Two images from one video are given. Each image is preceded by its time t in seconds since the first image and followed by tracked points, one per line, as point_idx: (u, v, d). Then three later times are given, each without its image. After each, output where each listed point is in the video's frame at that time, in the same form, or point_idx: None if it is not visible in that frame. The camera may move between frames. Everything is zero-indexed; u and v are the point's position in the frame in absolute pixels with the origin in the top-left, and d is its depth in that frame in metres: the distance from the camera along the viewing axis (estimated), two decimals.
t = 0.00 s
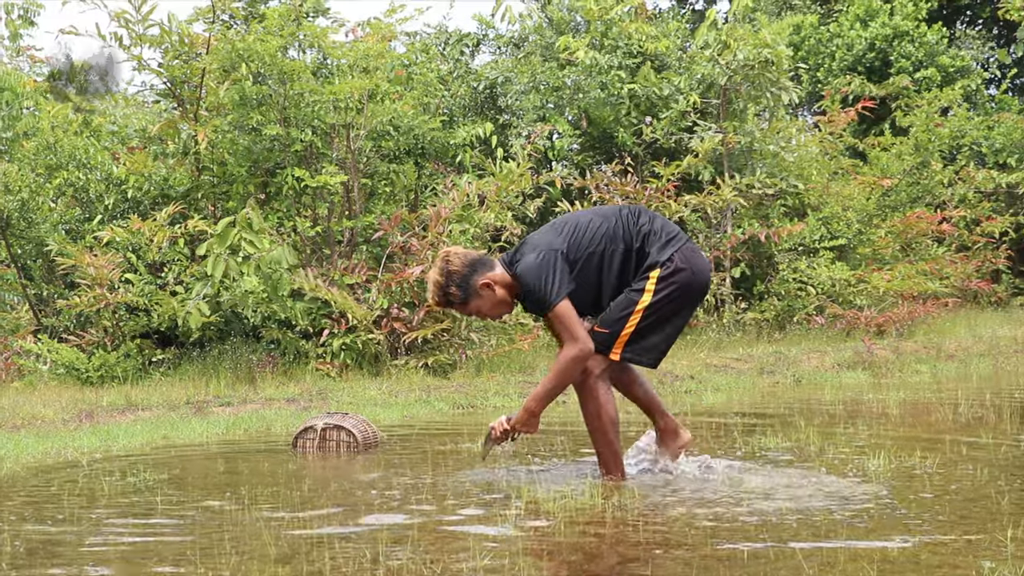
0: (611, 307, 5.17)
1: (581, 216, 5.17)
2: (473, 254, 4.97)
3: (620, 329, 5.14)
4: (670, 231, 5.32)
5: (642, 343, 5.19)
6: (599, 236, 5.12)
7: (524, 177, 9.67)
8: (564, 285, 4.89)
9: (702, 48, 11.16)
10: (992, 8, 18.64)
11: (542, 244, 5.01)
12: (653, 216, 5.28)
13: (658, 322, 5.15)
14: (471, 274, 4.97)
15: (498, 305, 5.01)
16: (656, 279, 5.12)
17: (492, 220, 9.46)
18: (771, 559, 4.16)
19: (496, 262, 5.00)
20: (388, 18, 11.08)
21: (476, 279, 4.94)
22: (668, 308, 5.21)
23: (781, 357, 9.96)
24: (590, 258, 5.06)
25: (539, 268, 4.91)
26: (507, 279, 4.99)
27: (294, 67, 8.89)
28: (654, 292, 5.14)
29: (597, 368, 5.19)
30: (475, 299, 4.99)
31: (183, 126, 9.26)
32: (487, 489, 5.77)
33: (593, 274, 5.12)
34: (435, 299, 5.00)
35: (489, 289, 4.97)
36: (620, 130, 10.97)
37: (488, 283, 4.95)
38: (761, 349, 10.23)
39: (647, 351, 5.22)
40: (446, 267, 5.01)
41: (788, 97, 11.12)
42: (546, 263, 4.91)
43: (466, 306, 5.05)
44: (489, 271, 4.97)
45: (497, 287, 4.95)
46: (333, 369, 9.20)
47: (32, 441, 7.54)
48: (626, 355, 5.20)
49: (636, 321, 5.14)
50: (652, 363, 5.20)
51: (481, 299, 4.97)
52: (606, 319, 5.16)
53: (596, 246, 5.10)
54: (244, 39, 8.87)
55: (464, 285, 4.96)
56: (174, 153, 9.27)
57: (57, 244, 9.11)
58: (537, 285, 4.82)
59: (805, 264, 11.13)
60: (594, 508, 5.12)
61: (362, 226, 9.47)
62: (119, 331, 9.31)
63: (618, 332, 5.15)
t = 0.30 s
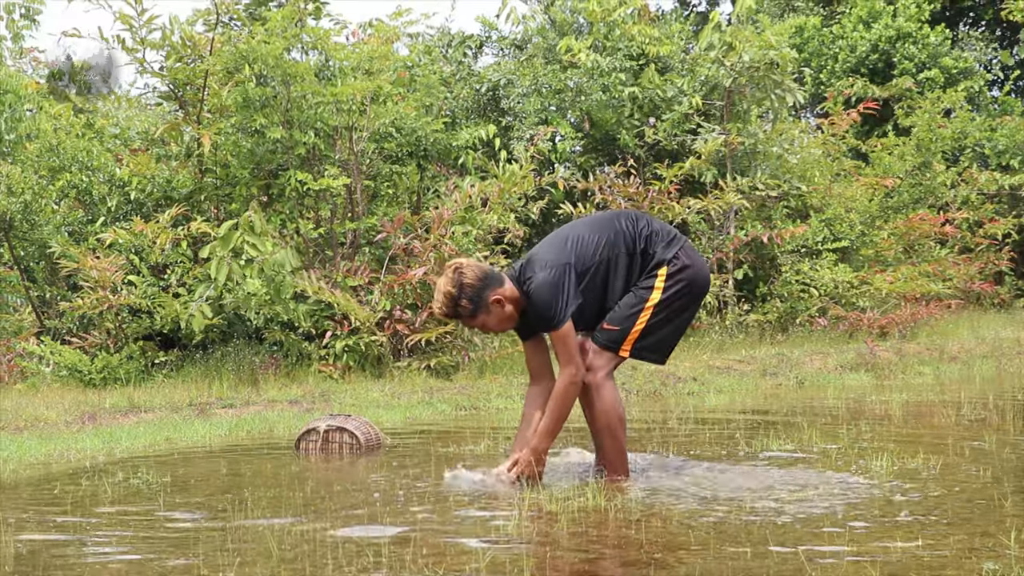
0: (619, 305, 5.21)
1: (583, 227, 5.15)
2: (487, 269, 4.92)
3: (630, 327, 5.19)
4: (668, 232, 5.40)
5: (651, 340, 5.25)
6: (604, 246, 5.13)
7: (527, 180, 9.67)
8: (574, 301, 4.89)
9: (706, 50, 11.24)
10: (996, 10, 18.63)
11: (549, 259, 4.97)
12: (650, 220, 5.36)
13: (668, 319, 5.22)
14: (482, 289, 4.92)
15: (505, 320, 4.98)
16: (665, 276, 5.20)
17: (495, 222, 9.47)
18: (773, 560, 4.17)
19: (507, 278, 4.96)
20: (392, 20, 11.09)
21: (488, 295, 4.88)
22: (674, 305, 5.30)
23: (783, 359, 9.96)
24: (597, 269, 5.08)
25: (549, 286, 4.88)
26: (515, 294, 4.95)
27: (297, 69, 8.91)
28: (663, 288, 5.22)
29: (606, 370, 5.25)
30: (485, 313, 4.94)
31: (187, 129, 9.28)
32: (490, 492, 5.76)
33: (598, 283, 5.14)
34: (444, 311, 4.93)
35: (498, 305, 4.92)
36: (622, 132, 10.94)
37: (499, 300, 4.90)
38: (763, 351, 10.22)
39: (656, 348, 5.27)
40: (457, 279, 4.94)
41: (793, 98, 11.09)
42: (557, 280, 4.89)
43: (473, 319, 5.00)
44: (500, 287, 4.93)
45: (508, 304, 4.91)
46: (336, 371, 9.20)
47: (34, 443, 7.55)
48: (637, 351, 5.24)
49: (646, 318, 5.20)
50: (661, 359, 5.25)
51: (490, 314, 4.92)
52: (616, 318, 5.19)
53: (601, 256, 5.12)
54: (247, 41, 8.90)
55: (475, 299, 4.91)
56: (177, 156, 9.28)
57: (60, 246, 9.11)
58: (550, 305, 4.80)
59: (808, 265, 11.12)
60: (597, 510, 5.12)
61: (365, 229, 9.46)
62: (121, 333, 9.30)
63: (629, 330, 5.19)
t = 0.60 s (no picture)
0: (629, 301, 5.21)
1: (585, 234, 5.14)
2: (498, 279, 4.93)
3: (642, 323, 5.19)
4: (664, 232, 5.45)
5: (662, 335, 5.25)
6: (608, 253, 5.14)
7: (528, 181, 9.66)
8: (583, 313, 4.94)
9: (707, 51, 11.21)
10: (996, 11, 18.64)
11: (557, 270, 4.97)
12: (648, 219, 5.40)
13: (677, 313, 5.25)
14: (493, 299, 4.93)
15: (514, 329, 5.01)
16: (671, 271, 5.25)
17: (495, 224, 9.48)
18: (773, 561, 4.18)
19: (517, 287, 4.97)
20: (392, 22, 11.09)
21: (500, 304, 4.90)
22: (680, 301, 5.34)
23: (784, 360, 9.96)
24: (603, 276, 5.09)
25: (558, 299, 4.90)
26: (523, 303, 4.98)
27: (298, 71, 8.92)
28: (670, 284, 5.25)
29: (619, 367, 5.21)
30: (496, 323, 4.96)
31: (187, 130, 9.22)
32: (491, 495, 5.76)
33: (603, 289, 5.16)
34: (456, 321, 4.94)
35: (509, 313, 4.95)
36: (624, 133, 10.93)
37: (510, 308, 4.93)
38: (764, 352, 10.21)
39: (666, 343, 5.28)
40: (468, 289, 4.95)
41: (794, 100, 11.07)
42: (567, 294, 4.91)
43: (484, 328, 5.01)
44: (510, 296, 4.94)
45: (518, 313, 4.94)
46: (336, 373, 9.20)
47: (35, 445, 7.56)
48: (650, 346, 5.22)
49: (657, 313, 5.22)
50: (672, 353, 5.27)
51: (501, 323, 4.95)
52: (628, 314, 5.18)
53: (605, 262, 5.13)
54: (247, 42, 8.91)
55: (487, 308, 4.92)
56: (178, 157, 9.27)
57: (61, 248, 9.09)
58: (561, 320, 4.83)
59: (808, 267, 11.11)
60: (597, 512, 5.12)
61: (366, 230, 9.46)
62: (122, 334, 9.29)
63: (641, 325, 5.18)
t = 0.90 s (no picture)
0: (634, 300, 5.25)
1: (585, 219, 5.15)
2: (503, 265, 4.84)
3: (649, 319, 5.23)
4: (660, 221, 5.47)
5: (669, 330, 5.29)
6: (610, 237, 5.15)
7: (529, 183, 9.66)
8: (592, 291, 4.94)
9: (709, 53, 11.19)
10: (998, 13, 18.64)
11: (560, 251, 4.97)
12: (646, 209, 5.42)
13: (681, 307, 5.29)
14: (499, 285, 4.84)
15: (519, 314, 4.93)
16: (672, 266, 5.28)
17: (497, 226, 9.47)
18: (775, 563, 4.17)
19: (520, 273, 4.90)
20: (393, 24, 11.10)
21: (507, 290, 4.82)
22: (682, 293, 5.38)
23: (786, 362, 9.95)
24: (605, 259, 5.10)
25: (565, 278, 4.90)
26: (528, 287, 4.96)
27: (300, 73, 8.93)
28: (671, 278, 5.29)
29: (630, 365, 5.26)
30: (503, 309, 4.87)
31: (190, 132, 9.21)
32: (492, 496, 5.77)
33: (606, 273, 5.17)
34: (462, 309, 4.80)
35: (514, 299, 4.87)
36: (626, 135, 10.96)
37: (516, 293, 4.86)
38: (766, 355, 10.20)
39: (674, 337, 5.33)
40: (473, 275, 4.83)
41: (796, 103, 11.04)
42: (573, 273, 4.91)
43: (488, 315, 4.90)
44: (515, 283, 4.86)
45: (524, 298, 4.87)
46: (338, 375, 9.21)
47: (37, 447, 7.56)
48: (658, 342, 5.27)
49: (662, 309, 5.26)
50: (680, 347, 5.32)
51: (507, 310, 4.86)
52: (635, 312, 5.22)
53: (607, 247, 5.14)
54: (250, 44, 8.93)
55: (494, 295, 4.82)
56: (179, 159, 9.27)
57: (63, 250, 9.09)
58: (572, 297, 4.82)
59: (810, 269, 11.11)
60: (598, 514, 5.12)
61: (367, 232, 9.45)
62: (123, 336, 9.29)
63: (648, 322, 5.23)
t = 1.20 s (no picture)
0: (634, 303, 5.26)
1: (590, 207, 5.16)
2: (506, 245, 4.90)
3: (649, 321, 5.24)
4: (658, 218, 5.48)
5: (669, 332, 5.30)
6: (613, 229, 5.16)
7: (530, 186, 9.68)
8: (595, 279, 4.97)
9: (710, 56, 11.18)
10: (1000, 17, 18.64)
11: (564, 238, 4.99)
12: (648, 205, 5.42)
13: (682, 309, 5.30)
14: (501, 263, 4.91)
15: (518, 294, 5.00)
16: (671, 267, 5.29)
17: (500, 228, 9.41)
18: (777, 567, 4.16)
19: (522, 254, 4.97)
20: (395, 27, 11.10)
21: (508, 269, 4.89)
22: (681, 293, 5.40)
23: (788, 365, 9.94)
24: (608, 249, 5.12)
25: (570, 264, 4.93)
26: (529, 270, 4.99)
27: (302, 76, 8.94)
28: (671, 280, 5.29)
29: (633, 368, 5.27)
30: (502, 288, 4.94)
31: (192, 134, 9.12)
32: (495, 499, 5.74)
33: (607, 264, 5.19)
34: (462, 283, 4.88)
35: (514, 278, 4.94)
36: (627, 138, 10.97)
37: (517, 273, 4.92)
38: (767, 358, 10.19)
39: (674, 338, 5.34)
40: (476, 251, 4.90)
41: (798, 105, 11.15)
42: (578, 261, 4.94)
43: (488, 293, 4.97)
44: (516, 263, 4.93)
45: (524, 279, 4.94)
46: (340, 377, 9.22)
47: (38, 449, 7.57)
48: (660, 345, 5.27)
49: (662, 311, 5.27)
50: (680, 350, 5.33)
51: (507, 288, 4.93)
52: (636, 314, 5.23)
53: (610, 238, 5.16)
54: (253, 47, 8.93)
55: (496, 272, 4.89)
56: (181, 162, 9.27)
57: (65, 252, 9.09)
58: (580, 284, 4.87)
59: (812, 272, 11.10)
60: (600, 517, 5.11)
61: (369, 235, 9.41)
62: (125, 338, 9.27)
63: (649, 324, 5.23)
